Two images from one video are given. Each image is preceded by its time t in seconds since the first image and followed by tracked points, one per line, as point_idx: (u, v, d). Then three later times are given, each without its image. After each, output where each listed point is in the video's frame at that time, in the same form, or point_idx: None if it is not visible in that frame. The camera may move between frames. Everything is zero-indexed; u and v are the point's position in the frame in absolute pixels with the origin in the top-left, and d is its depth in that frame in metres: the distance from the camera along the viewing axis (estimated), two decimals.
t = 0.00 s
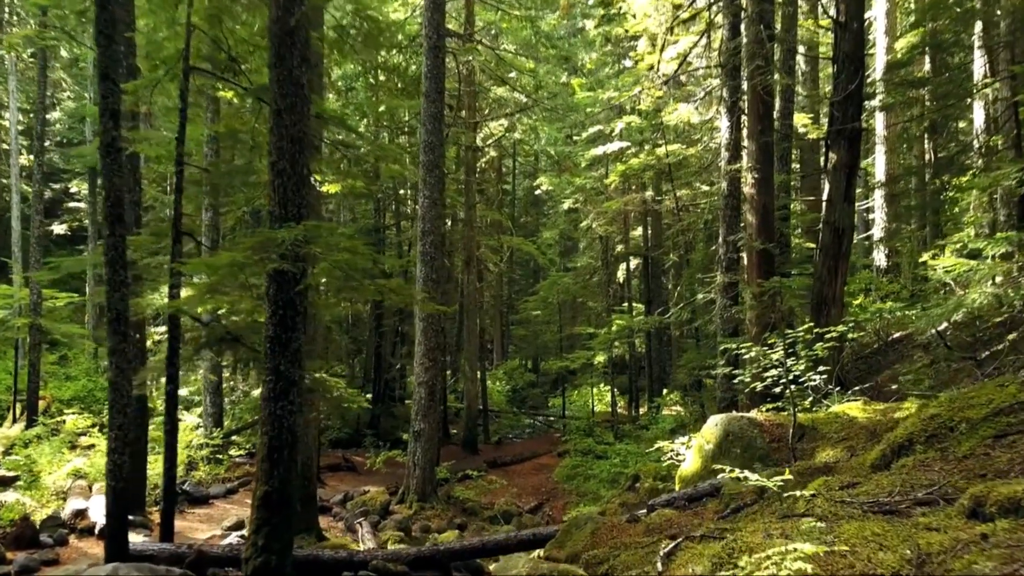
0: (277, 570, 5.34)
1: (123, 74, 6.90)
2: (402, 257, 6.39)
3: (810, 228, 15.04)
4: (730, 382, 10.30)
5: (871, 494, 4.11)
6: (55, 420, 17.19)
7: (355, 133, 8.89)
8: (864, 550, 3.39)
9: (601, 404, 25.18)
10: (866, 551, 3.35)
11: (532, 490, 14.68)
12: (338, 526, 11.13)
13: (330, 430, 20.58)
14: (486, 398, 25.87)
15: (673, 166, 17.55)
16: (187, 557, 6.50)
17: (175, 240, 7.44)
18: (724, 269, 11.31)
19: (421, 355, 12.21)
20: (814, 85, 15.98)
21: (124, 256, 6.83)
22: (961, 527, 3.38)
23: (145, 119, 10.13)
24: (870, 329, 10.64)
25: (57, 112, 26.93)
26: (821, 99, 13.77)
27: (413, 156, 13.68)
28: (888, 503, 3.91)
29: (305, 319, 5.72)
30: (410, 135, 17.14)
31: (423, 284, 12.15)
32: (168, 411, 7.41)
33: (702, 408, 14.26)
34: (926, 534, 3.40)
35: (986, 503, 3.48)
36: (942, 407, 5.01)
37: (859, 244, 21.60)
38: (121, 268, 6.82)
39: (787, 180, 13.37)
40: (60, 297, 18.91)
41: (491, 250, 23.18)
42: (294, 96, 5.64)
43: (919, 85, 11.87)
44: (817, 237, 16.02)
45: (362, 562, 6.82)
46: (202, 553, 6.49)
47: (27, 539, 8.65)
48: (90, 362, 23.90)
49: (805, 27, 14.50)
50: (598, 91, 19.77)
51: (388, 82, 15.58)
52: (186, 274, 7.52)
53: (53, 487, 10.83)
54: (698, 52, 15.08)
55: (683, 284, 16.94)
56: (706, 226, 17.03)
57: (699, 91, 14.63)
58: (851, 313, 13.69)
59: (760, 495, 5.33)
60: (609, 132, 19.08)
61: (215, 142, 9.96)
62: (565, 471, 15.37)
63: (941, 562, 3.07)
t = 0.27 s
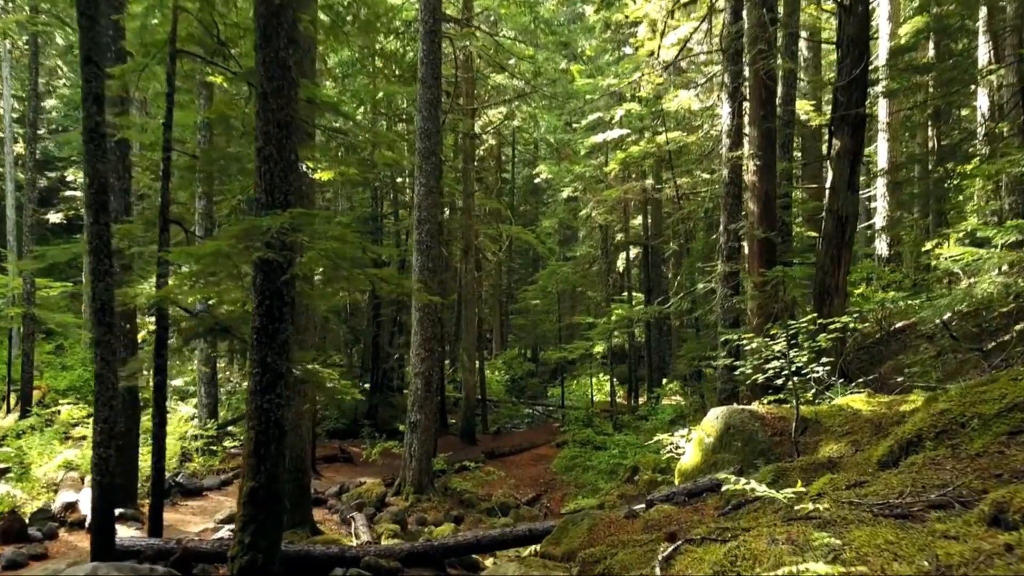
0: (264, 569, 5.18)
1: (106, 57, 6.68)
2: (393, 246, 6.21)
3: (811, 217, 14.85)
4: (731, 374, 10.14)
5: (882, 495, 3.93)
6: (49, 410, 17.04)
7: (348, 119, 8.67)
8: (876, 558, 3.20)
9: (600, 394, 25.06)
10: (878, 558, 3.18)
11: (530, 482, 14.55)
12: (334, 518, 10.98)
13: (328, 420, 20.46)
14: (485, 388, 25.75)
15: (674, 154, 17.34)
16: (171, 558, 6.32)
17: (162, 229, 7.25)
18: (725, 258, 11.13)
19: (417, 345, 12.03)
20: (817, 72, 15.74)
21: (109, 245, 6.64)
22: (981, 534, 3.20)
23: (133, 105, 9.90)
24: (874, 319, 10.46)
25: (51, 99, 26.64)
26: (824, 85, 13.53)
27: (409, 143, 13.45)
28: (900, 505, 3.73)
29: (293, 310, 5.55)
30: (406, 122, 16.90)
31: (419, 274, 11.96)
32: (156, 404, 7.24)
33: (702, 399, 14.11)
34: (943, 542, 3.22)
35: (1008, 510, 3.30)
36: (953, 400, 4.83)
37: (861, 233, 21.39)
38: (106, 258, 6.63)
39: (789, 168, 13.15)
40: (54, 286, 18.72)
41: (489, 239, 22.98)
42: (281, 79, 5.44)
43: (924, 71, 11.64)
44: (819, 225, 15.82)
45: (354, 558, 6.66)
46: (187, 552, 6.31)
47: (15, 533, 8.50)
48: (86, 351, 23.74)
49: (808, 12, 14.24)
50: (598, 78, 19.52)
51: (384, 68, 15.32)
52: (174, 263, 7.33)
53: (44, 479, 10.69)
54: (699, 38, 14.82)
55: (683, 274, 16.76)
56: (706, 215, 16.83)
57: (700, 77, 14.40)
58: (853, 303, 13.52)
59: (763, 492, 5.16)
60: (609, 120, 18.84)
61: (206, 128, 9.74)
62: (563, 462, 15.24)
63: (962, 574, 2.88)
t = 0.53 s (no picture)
0: (253, 568, 5.03)
1: (91, 41, 6.45)
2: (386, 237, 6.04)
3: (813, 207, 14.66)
4: (732, 366, 9.98)
5: (891, 498, 3.78)
6: (43, 403, 16.87)
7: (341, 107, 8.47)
8: (891, 569, 3.04)
9: (600, 386, 24.94)
10: (892, 569, 3.02)
11: (528, 474, 14.43)
12: (329, 512, 10.85)
13: (325, 412, 20.33)
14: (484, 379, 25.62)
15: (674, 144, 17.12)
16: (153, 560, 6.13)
17: (150, 219, 7.05)
18: (726, 249, 10.96)
19: (414, 337, 11.87)
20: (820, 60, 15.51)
21: (94, 236, 6.44)
22: (1002, 544, 3.03)
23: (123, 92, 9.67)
24: (876, 311, 10.29)
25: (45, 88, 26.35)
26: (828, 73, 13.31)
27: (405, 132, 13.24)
28: (911, 510, 3.57)
29: (282, 302, 5.38)
30: (403, 111, 16.67)
31: (416, 265, 11.79)
32: (146, 398, 7.06)
33: (701, 391, 13.97)
34: (962, 552, 3.05)
35: None
36: (963, 396, 4.68)
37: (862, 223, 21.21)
38: (91, 248, 6.43)
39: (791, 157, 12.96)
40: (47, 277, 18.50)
41: (488, 230, 22.79)
42: (268, 63, 5.25)
43: (929, 58, 11.43)
44: (821, 216, 15.64)
45: (347, 555, 6.52)
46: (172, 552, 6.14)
47: (4, 528, 8.34)
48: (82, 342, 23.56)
49: None
50: (597, 67, 19.28)
51: (380, 56, 15.09)
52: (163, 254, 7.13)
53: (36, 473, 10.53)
54: (700, 25, 14.58)
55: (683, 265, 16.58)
56: (707, 205, 16.63)
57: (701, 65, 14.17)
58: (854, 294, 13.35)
59: (766, 490, 5.00)
60: (608, 109, 18.62)
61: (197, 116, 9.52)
62: (562, 455, 15.11)
63: None
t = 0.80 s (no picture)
0: (240, 569, 4.89)
1: (74, 24, 6.21)
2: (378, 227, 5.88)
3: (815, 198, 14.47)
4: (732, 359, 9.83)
5: (902, 501, 3.63)
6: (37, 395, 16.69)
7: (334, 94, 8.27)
8: None
9: (599, 377, 24.83)
10: None
11: (526, 467, 14.31)
12: (325, 506, 10.73)
13: (322, 404, 20.19)
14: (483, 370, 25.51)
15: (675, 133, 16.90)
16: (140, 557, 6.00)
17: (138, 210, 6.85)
18: (727, 240, 10.78)
19: (410, 329, 11.72)
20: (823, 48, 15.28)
21: (79, 227, 6.23)
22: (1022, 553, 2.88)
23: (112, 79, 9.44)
24: (879, 303, 10.14)
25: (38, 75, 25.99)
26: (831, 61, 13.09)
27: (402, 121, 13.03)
28: (923, 516, 3.41)
29: (269, 295, 5.23)
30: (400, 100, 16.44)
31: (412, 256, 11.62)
32: (134, 393, 6.89)
33: (701, 383, 13.83)
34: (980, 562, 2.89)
35: None
36: (974, 393, 4.52)
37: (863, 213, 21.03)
38: (76, 239, 6.22)
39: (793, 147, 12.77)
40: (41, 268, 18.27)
41: (487, 220, 22.60)
42: (255, 47, 5.06)
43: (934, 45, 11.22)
44: (823, 206, 15.46)
45: (340, 553, 6.41)
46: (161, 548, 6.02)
47: None
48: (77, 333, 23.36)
49: None
50: (597, 55, 19.03)
51: (376, 43, 14.84)
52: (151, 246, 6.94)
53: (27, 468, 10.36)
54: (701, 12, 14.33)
55: (683, 256, 16.41)
56: (708, 195, 16.43)
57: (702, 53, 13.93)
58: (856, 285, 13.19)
59: (769, 490, 4.85)
60: (608, 98, 18.41)
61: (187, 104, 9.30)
62: (560, 447, 15.00)
63: None
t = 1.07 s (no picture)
0: (224, 570, 4.72)
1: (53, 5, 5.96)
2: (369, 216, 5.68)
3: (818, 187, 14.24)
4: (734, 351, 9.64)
5: (916, 507, 3.44)
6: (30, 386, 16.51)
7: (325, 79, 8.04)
8: None
9: (598, 367, 24.66)
10: None
11: (524, 459, 14.16)
12: (319, 499, 10.58)
13: (319, 395, 20.03)
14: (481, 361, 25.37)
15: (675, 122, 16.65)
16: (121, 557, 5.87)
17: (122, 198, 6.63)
18: (728, 229, 10.57)
19: (406, 320, 11.53)
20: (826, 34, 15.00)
21: (60, 216, 6.02)
22: None
23: (99, 65, 9.19)
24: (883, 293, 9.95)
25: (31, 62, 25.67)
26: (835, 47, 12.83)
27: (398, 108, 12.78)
28: (939, 523, 3.23)
29: (254, 286, 5.04)
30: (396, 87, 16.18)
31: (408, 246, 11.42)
32: (120, 386, 6.72)
33: (701, 374, 13.67)
34: None
35: None
36: (988, 390, 4.34)
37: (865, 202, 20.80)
38: (57, 229, 6.01)
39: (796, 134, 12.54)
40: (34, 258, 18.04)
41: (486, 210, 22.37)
42: (237, 28, 4.85)
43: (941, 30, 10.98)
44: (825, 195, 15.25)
45: (330, 550, 6.23)
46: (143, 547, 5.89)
47: None
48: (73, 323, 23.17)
49: None
50: (597, 42, 18.75)
51: (372, 29, 14.57)
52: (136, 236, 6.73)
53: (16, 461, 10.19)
54: None
55: (683, 246, 16.20)
56: (709, 184, 16.20)
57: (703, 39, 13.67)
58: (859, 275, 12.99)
59: (773, 489, 4.67)
60: (608, 86, 18.16)
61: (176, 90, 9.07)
62: (559, 439, 14.84)
63: None
